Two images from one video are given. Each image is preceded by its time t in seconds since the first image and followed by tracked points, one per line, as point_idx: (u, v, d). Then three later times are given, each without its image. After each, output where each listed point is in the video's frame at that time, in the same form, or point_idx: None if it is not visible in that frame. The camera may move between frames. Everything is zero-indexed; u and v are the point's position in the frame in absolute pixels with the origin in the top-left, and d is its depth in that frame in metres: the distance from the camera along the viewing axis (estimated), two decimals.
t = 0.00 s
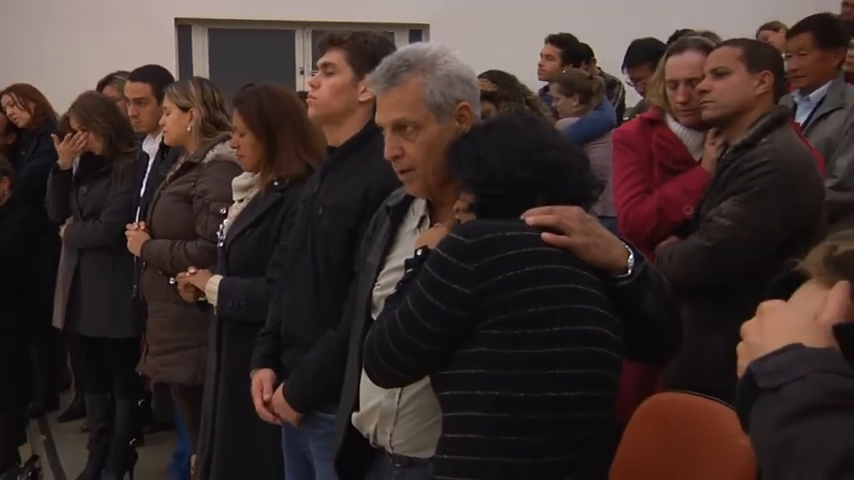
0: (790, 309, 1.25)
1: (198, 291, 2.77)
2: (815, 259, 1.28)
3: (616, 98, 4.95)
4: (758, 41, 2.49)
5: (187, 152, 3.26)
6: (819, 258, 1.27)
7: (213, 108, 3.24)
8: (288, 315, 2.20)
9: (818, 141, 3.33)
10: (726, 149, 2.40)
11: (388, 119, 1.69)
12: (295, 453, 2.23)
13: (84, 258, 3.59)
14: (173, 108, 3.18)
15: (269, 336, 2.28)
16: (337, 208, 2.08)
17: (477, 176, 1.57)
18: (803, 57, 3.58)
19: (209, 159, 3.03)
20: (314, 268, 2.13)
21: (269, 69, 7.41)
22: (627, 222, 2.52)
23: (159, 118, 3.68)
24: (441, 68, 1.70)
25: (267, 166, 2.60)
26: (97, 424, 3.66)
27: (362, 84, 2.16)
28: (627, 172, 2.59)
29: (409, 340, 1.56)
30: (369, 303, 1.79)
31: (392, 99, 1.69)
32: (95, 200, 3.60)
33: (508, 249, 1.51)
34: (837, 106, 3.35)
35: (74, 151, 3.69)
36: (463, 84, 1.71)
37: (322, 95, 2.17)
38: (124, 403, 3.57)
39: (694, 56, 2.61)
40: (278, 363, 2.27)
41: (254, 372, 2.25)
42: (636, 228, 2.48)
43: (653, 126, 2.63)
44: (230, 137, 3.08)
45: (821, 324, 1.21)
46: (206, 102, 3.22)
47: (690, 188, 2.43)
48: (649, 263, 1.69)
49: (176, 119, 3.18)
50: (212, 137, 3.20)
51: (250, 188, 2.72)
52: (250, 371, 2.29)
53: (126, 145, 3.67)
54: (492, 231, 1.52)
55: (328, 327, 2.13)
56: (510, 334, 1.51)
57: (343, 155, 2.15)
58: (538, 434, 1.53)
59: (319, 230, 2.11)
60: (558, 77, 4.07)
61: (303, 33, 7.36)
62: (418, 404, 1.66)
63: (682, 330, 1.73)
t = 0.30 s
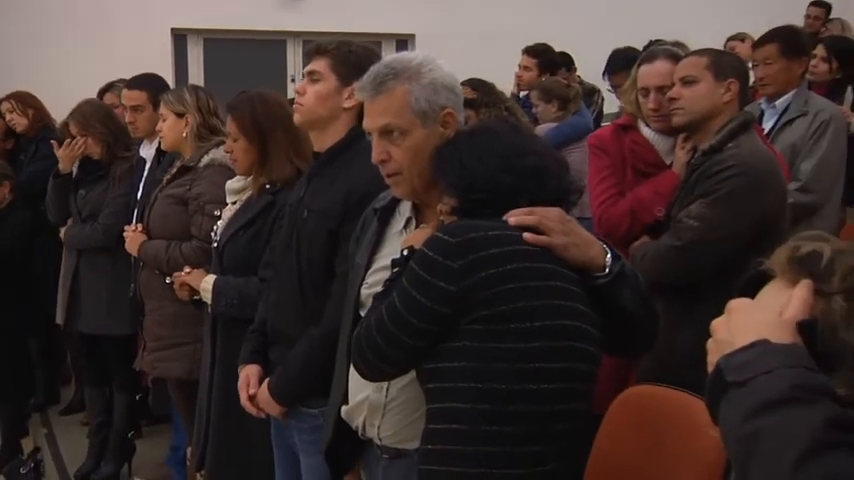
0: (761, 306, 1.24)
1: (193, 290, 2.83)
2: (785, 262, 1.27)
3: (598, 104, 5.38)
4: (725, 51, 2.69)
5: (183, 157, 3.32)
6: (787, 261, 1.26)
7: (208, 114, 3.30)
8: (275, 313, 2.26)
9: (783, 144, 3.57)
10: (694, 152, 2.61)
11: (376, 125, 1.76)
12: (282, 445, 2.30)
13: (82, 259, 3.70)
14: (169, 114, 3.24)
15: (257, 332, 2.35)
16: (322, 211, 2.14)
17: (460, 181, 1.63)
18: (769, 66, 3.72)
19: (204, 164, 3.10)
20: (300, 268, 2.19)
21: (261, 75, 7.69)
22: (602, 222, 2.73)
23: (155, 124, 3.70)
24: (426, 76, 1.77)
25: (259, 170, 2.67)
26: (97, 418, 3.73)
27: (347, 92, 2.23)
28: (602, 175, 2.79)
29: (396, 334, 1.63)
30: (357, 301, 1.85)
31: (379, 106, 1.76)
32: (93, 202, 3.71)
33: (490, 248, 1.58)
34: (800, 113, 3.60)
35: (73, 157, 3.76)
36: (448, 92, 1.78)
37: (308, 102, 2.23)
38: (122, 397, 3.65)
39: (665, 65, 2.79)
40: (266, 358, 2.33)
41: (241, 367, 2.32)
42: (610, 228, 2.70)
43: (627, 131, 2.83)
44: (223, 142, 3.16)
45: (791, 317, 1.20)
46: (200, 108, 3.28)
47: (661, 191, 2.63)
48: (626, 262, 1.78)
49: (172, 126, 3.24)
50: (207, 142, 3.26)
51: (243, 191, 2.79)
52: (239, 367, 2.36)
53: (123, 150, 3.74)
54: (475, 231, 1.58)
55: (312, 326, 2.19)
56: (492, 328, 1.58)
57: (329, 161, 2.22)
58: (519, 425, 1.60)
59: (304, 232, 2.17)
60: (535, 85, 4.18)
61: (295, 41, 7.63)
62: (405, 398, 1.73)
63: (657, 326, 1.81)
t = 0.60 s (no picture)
0: (725, 305, 1.19)
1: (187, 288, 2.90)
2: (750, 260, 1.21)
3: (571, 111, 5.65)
4: (691, 59, 2.83)
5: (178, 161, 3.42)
6: (752, 260, 1.21)
7: (200, 120, 3.38)
8: (264, 311, 2.34)
9: (748, 148, 3.70)
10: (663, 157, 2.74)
11: (360, 130, 1.84)
12: (273, 437, 2.38)
13: (80, 260, 3.81)
14: (163, 121, 3.36)
15: (247, 329, 2.42)
16: (306, 213, 2.21)
17: (442, 184, 1.72)
18: (734, 74, 3.91)
19: (197, 168, 3.21)
20: (287, 268, 2.27)
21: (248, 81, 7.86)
22: (575, 223, 2.88)
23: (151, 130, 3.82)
24: (410, 83, 1.85)
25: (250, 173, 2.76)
26: (96, 410, 3.88)
27: (327, 95, 2.32)
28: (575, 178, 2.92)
29: (380, 330, 1.70)
30: (343, 299, 1.94)
31: (364, 112, 1.84)
32: (90, 204, 3.81)
33: (471, 247, 1.65)
34: (764, 118, 3.72)
35: (71, 161, 3.92)
36: (430, 98, 1.86)
37: (289, 108, 2.32)
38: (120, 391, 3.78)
39: (636, 73, 2.92)
40: (255, 354, 2.41)
41: (232, 363, 2.39)
42: (584, 228, 2.84)
43: (599, 136, 2.96)
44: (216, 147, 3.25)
45: (755, 316, 1.15)
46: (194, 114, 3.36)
47: (632, 194, 2.78)
48: (600, 260, 1.87)
49: (167, 131, 3.34)
50: (200, 146, 3.34)
51: (234, 193, 2.88)
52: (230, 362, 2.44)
53: (119, 154, 3.87)
54: (457, 231, 1.66)
55: (300, 322, 2.27)
56: (473, 324, 1.66)
57: (312, 164, 2.29)
58: (499, 416, 1.68)
59: (290, 233, 2.24)
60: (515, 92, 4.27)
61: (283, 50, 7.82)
62: (390, 390, 1.80)
63: (628, 321, 1.91)
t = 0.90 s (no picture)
0: (692, 298, 1.17)
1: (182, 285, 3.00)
2: (717, 256, 1.19)
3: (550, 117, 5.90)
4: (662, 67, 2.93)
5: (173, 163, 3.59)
6: (716, 255, 1.19)
7: (195, 124, 3.54)
8: (255, 307, 2.41)
9: (716, 151, 3.79)
10: (636, 158, 2.83)
11: (346, 134, 1.92)
12: (263, 427, 2.46)
13: (81, 259, 4.08)
14: (159, 125, 3.51)
15: (238, 325, 2.50)
16: (296, 214, 2.29)
17: (426, 185, 1.80)
18: (704, 81, 4.02)
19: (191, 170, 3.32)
20: (275, 266, 2.35)
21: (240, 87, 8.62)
22: (553, 221, 2.97)
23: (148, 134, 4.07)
24: (393, 89, 1.93)
25: (242, 175, 2.84)
26: (96, 403, 4.09)
27: (305, 95, 2.43)
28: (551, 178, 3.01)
29: (365, 325, 1.78)
30: (331, 295, 2.02)
31: (349, 116, 1.93)
32: (89, 207, 4.08)
33: (452, 245, 1.74)
34: (731, 122, 3.82)
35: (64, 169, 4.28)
36: (413, 103, 1.94)
37: (272, 117, 2.42)
38: (118, 384, 4.00)
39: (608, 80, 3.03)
40: (247, 349, 2.49)
41: (225, 356, 2.47)
42: (560, 227, 2.93)
43: (574, 139, 3.06)
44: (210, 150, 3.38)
45: (723, 311, 1.13)
46: (188, 118, 3.53)
47: (606, 193, 2.86)
48: (575, 258, 1.96)
49: (163, 135, 3.51)
50: (194, 150, 3.52)
51: (226, 194, 2.96)
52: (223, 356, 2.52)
53: (118, 157, 4.14)
54: (438, 230, 1.74)
55: (289, 318, 2.36)
56: (454, 319, 1.74)
57: (300, 168, 2.38)
58: (479, 406, 1.76)
59: (280, 233, 2.32)
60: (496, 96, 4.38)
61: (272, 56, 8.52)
62: (375, 381, 1.89)
63: (601, 315, 2.00)
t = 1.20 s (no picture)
0: (662, 295, 1.15)
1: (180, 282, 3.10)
2: (690, 256, 1.25)
3: (530, 121, 6.09)
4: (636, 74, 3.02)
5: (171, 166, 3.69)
6: (692, 257, 1.25)
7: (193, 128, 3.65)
8: (250, 302, 2.50)
9: (690, 154, 3.90)
10: (612, 161, 2.95)
11: (335, 138, 2.01)
12: (257, 415, 2.54)
13: (84, 257, 4.24)
14: (158, 130, 3.61)
15: (234, 318, 2.59)
16: (291, 215, 2.37)
17: (411, 184, 1.88)
18: (678, 87, 4.15)
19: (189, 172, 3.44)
20: (269, 264, 2.43)
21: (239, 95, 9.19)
22: (534, 221, 3.06)
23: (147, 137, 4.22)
24: (380, 94, 2.02)
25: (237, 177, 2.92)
26: (99, 394, 4.27)
27: (281, 103, 2.53)
28: (533, 179, 3.12)
29: (355, 320, 1.86)
30: (322, 291, 2.11)
31: (338, 121, 2.01)
32: (92, 208, 4.24)
33: (435, 243, 1.82)
34: (704, 126, 3.93)
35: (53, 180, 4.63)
36: (399, 108, 2.03)
37: (259, 135, 2.54)
38: (120, 377, 4.16)
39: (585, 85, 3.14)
40: (243, 340, 2.56)
41: (220, 346, 2.55)
42: (541, 226, 3.01)
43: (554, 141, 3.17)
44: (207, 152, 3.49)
45: (696, 304, 1.10)
46: (187, 123, 3.63)
47: (585, 194, 2.98)
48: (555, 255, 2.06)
49: (162, 140, 3.61)
50: (192, 153, 3.63)
51: (222, 195, 3.07)
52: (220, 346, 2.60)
53: (119, 161, 4.32)
54: (422, 229, 1.82)
55: (282, 313, 2.44)
56: (438, 313, 1.82)
57: (295, 170, 2.46)
58: (463, 396, 1.83)
59: (275, 233, 2.41)
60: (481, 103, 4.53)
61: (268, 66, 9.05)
62: (364, 374, 1.97)
63: (580, 309, 2.10)
